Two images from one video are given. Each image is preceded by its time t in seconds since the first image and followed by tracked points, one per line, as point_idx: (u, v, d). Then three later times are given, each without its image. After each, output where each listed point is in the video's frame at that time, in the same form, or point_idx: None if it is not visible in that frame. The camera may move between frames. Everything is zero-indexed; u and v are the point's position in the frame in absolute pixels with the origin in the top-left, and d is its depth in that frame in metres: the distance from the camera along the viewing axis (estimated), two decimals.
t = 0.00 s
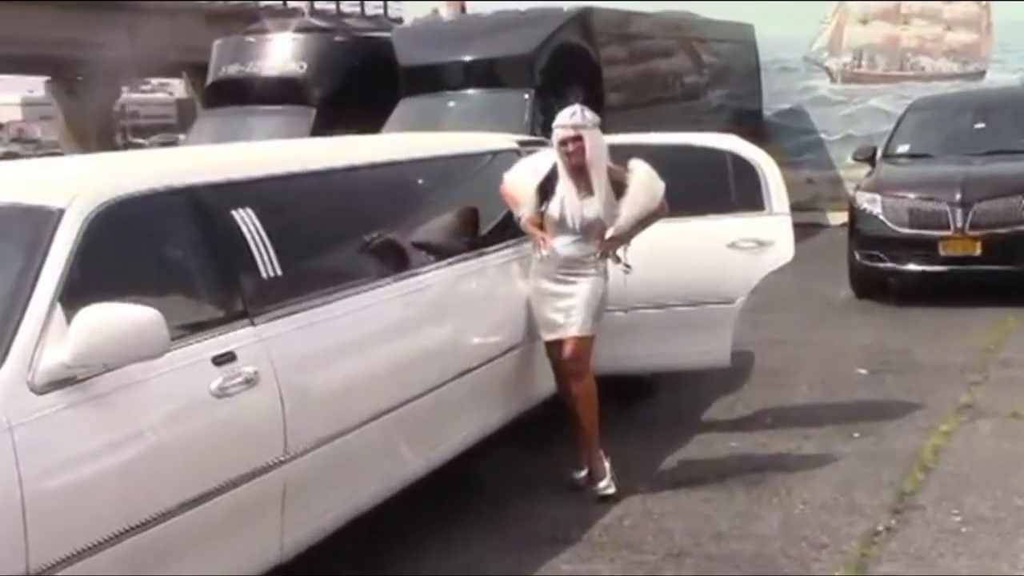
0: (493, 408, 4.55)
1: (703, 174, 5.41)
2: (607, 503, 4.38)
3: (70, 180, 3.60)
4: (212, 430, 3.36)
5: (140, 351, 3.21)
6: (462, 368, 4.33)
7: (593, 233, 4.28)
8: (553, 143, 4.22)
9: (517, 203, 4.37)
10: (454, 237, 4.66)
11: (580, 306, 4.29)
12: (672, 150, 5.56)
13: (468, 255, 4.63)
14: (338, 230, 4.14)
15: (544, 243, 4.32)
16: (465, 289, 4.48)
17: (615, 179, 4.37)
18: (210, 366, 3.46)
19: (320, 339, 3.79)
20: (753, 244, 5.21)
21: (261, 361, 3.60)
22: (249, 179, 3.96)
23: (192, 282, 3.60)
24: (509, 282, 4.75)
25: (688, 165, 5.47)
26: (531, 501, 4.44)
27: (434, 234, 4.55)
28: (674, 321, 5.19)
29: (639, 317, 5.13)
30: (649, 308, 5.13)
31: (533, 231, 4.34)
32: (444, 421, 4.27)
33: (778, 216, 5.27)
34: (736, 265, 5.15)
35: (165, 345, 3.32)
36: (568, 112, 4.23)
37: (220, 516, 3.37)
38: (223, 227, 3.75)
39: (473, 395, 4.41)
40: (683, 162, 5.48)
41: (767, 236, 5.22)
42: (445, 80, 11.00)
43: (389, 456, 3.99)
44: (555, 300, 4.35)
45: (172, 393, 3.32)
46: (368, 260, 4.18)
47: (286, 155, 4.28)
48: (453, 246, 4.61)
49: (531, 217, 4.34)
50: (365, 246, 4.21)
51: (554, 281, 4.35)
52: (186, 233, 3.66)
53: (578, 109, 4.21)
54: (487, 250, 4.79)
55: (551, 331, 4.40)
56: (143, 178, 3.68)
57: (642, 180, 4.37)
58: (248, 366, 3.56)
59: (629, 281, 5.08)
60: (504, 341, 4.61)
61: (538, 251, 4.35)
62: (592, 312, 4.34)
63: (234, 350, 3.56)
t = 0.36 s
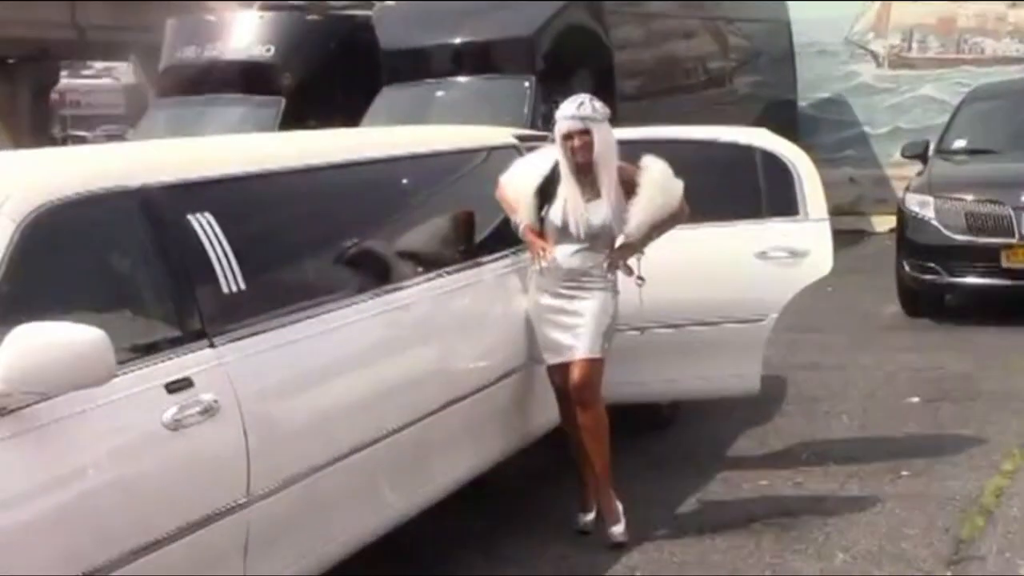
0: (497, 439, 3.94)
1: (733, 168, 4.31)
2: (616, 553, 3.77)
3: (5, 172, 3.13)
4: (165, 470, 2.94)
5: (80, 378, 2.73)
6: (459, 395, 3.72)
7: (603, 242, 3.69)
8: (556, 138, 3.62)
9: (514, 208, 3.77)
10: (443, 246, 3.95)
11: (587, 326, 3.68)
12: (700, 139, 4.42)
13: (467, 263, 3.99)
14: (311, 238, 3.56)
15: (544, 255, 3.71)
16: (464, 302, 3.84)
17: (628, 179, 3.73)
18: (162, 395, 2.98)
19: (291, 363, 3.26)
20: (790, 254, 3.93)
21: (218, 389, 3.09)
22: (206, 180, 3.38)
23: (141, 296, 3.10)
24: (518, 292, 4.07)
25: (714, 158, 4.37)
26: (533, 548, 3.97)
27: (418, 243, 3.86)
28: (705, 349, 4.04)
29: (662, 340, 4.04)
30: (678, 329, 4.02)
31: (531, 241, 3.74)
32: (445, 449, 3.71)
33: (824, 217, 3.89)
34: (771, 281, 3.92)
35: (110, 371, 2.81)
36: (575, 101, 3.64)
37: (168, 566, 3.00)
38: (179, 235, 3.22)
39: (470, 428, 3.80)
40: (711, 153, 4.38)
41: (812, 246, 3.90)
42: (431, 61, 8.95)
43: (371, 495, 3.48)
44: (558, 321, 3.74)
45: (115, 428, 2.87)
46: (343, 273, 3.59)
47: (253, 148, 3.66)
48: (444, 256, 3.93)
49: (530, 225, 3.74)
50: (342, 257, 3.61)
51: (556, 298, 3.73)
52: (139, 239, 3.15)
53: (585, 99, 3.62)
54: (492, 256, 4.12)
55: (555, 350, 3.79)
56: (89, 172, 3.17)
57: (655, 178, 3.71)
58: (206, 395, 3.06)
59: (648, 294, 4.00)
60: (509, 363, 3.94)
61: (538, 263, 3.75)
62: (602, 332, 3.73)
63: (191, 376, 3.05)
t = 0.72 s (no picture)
0: (502, 488, 3.07)
1: (755, 177, 3.15)
2: None
3: None
4: (100, 526, 2.26)
5: None
6: (462, 430, 2.90)
7: (602, 255, 2.67)
8: (555, 134, 2.69)
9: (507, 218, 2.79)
10: (436, 257, 3.05)
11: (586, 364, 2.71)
12: (720, 137, 3.19)
13: (459, 283, 3.05)
14: (265, 257, 2.70)
15: (541, 274, 2.73)
16: (460, 323, 2.97)
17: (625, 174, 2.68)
18: (98, 438, 2.27)
19: (255, 398, 2.52)
20: (826, 274, 2.94)
21: (170, 430, 2.36)
22: (142, 184, 2.52)
23: (72, 324, 2.34)
24: (520, 318, 3.15)
25: (736, 161, 3.17)
26: None
27: (407, 253, 2.98)
28: (730, 384, 2.96)
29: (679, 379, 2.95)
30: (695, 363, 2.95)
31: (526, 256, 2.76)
32: (453, 493, 2.91)
33: (871, 235, 2.97)
34: (801, 312, 2.92)
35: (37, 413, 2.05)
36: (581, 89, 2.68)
37: None
38: (120, 250, 2.42)
39: (468, 476, 2.94)
40: (732, 156, 3.18)
41: (854, 267, 2.94)
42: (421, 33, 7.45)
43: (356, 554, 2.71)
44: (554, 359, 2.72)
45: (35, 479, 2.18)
46: (305, 297, 2.73)
47: (206, 144, 2.77)
48: (440, 274, 3.02)
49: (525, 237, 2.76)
50: (298, 278, 2.73)
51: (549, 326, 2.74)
52: (72, 244, 2.37)
53: (599, 88, 2.66)
54: (494, 272, 3.18)
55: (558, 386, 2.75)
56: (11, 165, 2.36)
57: (663, 174, 2.66)
58: (153, 435, 2.34)
59: (661, 316, 2.94)
60: (524, 395, 3.10)
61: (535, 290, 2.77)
62: (611, 363, 2.72)
63: (135, 413, 2.33)
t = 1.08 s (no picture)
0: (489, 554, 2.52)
1: (775, 194, 2.70)
2: None
3: None
4: None
5: None
6: (429, 490, 2.36)
7: (606, 288, 2.22)
8: (544, 145, 2.21)
9: (480, 251, 2.30)
10: (397, 290, 2.44)
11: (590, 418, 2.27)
12: (731, 149, 2.75)
13: (413, 318, 2.42)
14: (208, 286, 2.21)
15: (533, 316, 2.26)
16: (419, 373, 2.36)
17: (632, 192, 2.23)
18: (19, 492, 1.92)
19: (199, 447, 2.11)
20: (865, 304, 2.56)
21: (105, 484, 2.00)
22: (113, 196, 2.15)
23: None
24: (502, 356, 2.50)
25: (752, 178, 2.72)
26: None
27: (364, 285, 2.40)
28: (755, 429, 2.59)
29: (701, 423, 2.58)
30: (719, 403, 2.57)
31: (509, 294, 2.28)
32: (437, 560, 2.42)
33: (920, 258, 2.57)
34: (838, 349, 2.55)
35: None
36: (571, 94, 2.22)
37: None
38: (46, 270, 2.03)
39: (438, 542, 2.40)
40: (746, 173, 2.73)
41: (900, 296, 2.54)
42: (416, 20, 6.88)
43: None
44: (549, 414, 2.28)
45: None
46: (240, 340, 2.22)
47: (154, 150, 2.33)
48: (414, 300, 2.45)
49: (505, 272, 2.28)
50: (240, 311, 2.23)
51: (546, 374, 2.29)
52: None
53: (595, 93, 2.19)
54: (472, 302, 2.53)
55: (558, 444, 2.30)
56: None
57: (673, 188, 2.22)
58: (83, 491, 1.98)
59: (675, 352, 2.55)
60: (512, 451, 2.48)
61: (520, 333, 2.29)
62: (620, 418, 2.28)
63: (61, 464, 1.96)
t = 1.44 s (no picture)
0: None
1: (799, 203, 2.33)
2: None
3: None
4: None
5: None
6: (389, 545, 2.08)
7: (604, 316, 1.87)
8: (518, 155, 1.82)
9: (443, 283, 1.89)
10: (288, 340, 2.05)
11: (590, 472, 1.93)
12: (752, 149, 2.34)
13: (316, 369, 2.04)
14: (132, 316, 1.90)
15: (512, 355, 1.89)
16: (374, 416, 2.04)
17: (625, 206, 1.88)
18: None
19: (116, 501, 1.81)
20: (903, 332, 2.19)
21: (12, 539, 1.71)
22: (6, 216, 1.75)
23: None
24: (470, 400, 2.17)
25: (774, 184, 2.34)
26: None
27: (256, 331, 2.01)
28: (782, 478, 2.21)
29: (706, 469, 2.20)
30: (730, 444, 2.19)
31: (482, 334, 1.90)
32: None
33: (966, 275, 2.20)
34: (874, 383, 2.19)
35: None
36: (540, 88, 1.83)
37: None
38: None
39: None
40: (767, 178, 2.34)
41: (943, 318, 2.18)
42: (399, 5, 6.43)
43: None
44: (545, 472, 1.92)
45: None
46: (137, 387, 1.87)
47: (79, 148, 1.94)
48: (374, 331, 2.13)
49: (475, 306, 1.89)
50: (137, 353, 1.89)
51: (534, 427, 1.93)
52: None
53: (571, 87, 1.82)
54: (433, 333, 2.18)
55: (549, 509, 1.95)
56: None
57: (674, 193, 1.88)
58: None
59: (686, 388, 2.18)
60: (468, 510, 2.16)
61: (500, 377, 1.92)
62: (619, 471, 1.95)
63: None
